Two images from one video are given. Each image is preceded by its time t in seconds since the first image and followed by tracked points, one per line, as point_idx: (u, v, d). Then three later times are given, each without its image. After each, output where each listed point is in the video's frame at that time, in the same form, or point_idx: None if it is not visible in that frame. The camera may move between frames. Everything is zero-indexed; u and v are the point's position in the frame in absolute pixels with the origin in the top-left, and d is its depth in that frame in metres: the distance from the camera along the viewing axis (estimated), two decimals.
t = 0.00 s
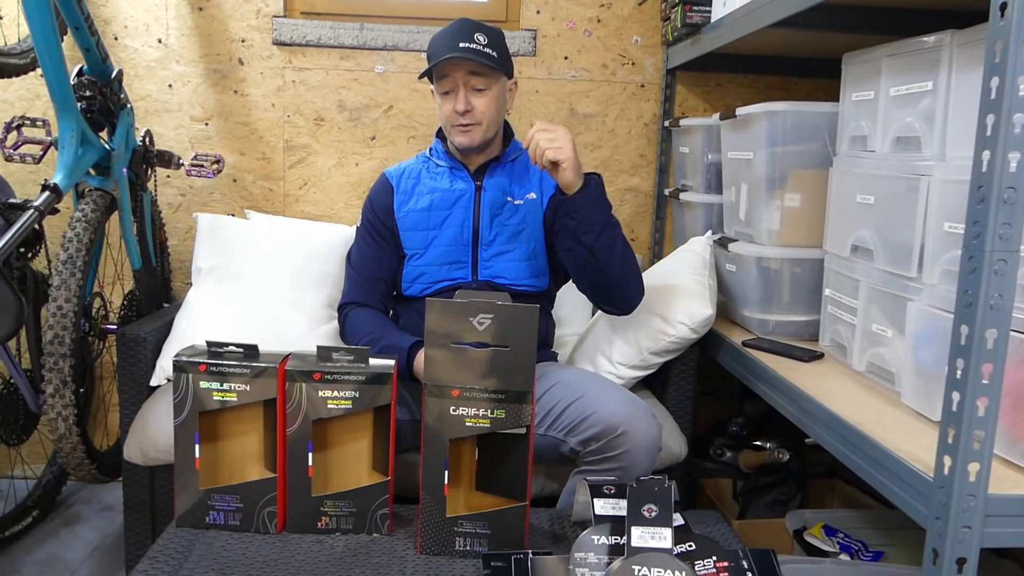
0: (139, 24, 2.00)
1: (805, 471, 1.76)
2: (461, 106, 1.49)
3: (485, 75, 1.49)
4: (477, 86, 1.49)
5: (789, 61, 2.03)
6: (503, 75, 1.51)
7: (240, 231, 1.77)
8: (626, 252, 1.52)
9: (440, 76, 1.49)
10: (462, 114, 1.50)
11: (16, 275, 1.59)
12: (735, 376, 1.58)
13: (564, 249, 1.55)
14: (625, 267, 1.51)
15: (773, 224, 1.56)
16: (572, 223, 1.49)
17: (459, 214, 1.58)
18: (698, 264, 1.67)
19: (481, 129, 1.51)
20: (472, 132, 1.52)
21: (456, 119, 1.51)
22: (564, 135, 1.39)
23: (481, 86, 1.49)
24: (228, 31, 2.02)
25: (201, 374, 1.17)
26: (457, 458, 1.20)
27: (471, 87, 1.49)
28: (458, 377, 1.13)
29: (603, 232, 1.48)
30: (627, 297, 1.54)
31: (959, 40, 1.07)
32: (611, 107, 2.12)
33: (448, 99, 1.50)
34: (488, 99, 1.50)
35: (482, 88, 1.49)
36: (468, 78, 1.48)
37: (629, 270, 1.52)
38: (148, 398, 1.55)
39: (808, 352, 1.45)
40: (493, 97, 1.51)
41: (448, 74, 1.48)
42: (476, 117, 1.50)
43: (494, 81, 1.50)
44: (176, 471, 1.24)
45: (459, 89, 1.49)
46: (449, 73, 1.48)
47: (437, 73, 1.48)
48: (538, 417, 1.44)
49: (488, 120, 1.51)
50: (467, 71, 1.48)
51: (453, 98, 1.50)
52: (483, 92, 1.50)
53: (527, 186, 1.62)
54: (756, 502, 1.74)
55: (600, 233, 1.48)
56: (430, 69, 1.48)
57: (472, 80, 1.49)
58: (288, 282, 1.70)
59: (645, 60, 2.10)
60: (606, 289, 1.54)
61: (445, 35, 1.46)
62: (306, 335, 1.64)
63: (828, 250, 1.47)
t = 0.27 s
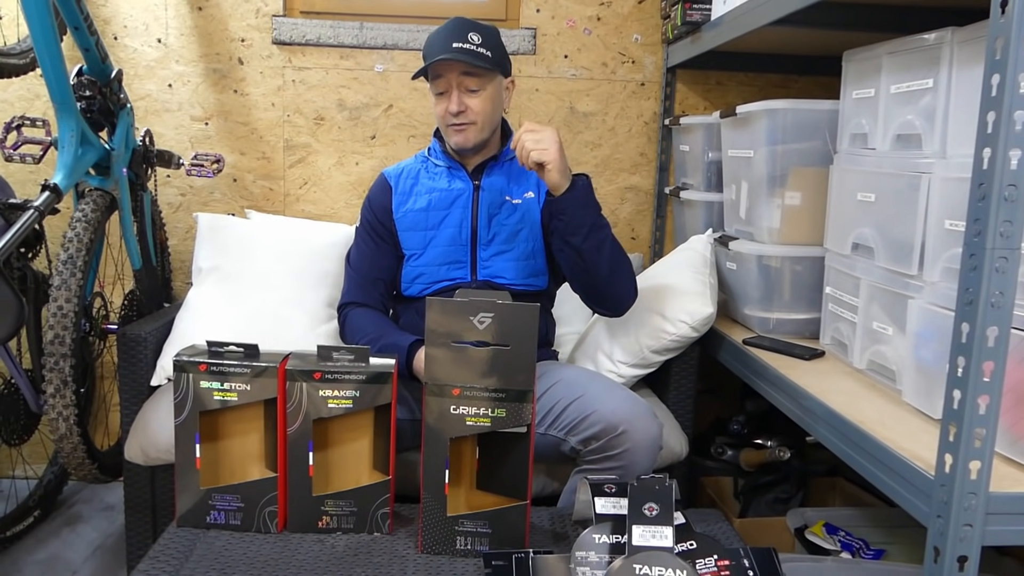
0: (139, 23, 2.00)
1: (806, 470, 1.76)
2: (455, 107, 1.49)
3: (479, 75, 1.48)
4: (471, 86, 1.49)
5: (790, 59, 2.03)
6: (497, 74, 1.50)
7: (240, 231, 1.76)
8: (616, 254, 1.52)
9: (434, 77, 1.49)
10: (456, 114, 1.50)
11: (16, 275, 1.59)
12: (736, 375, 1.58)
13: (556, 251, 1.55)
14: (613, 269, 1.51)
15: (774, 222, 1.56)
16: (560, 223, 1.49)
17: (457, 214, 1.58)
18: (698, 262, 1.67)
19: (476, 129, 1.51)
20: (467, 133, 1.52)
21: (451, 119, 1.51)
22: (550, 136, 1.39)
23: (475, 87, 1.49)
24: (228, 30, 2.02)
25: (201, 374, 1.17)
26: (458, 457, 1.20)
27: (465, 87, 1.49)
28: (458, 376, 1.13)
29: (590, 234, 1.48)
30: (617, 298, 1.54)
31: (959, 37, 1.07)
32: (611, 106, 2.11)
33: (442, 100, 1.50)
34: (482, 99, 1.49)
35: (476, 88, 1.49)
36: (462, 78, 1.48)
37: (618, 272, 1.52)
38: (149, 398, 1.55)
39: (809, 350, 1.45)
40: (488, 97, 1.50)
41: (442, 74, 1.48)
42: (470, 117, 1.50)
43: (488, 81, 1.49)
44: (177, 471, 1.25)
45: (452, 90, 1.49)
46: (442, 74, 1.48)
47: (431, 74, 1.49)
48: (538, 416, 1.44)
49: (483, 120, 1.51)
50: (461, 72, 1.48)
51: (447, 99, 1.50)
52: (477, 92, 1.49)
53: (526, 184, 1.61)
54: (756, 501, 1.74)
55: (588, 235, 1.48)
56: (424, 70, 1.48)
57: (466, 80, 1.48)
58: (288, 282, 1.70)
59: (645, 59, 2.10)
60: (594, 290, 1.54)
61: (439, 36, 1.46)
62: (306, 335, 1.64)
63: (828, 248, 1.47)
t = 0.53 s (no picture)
0: (138, 23, 2.00)
1: (807, 468, 1.76)
2: (457, 92, 1.48)
3: (485, 65, 1.49)
4: (476, 75, 1.49)
5: (790, 57, 2.03)
6: (503, 66, 1.50)
7: (240, 230, 1.76)
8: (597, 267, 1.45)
9: (440, 61, 1.50)
10: (458, 100, 1.49)
11: (16, 276, 1.59)
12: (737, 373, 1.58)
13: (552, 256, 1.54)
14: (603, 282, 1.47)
15: (774, 220, 1.56)
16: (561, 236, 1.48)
17: (459, 213, 1.57)
18: (700, 261, 1.67)
19: (475, 118, 1.50)
20: (466, 121, 1.50)
21: (452, 105, 1.49)
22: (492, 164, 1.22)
23: (480, 74, 1.49)
24: (227, 30, 2.02)
25: (201, 373, 1.17)
26: (459, 456, 1.20)
27: (470, 74, 1.49)
28: (458, 375, 1.13)
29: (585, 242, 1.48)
30: (595, 311, 1.49)
31: (960, 34, 1.07)
32: (611, 104, 2.11)
33: (445, 85, 1.50)
34: (485, 88, 1.49)
35: (481, 76, 1.49)
36: (466, 66, 1.48)
37: (591, 283, 1.43)
38: (149, 398, 1.55)
39: (810, 348, 1.45)
40: (491, 88, 1.50)
41: (449, 59, 1.49)
42: (471, 105, 1.49)
43: (494, 71, 1.50)
44: (177, 471, 1.25)
45: (457, 76, 1.49)
46: (449, 59, 1.49)
47: (437, 58, 1.50)
48: (539, 415, 1.44)
49: (484, 110, 1.50)
50: (467, 59, 1.48)
51: (451, 85, 1.49)
52: (481, 82, 1.49)
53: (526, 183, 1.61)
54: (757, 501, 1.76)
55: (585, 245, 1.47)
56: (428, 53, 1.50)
57: (471, 68, 1.49)
58: (288, 282, 1.70)
59: (645, 57, 2.09)
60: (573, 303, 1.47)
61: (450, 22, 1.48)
62: (307, 335, 1.64)
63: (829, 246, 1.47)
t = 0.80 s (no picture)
0: (136, 24, 2.00)
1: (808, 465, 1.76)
2: (480, 111, 1.49)
3: (504, 83, 1.50)
4: (495, 92, 1.51)
5: (788, 54, 2.03)
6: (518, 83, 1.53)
7: (240, 231, 1.76)
8: (584, 299, 1.46)
9: (458, 76, 1.48)
10: (479, 118, 1.49)
11: (16, 278, 1.59)
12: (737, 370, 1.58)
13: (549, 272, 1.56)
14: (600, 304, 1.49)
15: (774, 217, 1.56)
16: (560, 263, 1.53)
17: (456, 216, 1.59)
18: (699, 259, 1.67)
19: (493, 136, 1.52)
20: (484, 138, 1.51)
21: (471, 123, 1.50)
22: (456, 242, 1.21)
23: (498, 92, 1.51)
24: (225, 30, 2.02)
25: (201, 375, 1.17)
26: (460, 455, 1.20)
27: (489, 92, 1.50)
28: (459, 375, 1.13)
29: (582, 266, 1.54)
30: (577, 336, 1.49)
31: (958, 30, 1.07)
32: (610, 103, 2.11)
33: (463, 100, 1.50)
34: (503, 106, 1.51)
35: (499, 94, 1.51)
36: (487, 83, 1.49)
37: (574, 320, 1.44)
38: (150, 400, 1.55)
39: (810, 346, 1.45)
40: (507, 105, 1.52)
41: (469, 75, 1.48)
42: (491, 123, 1.50)
43: (510, 88, 1.52)
44: (178, 473, 1.25)
45: (477, 93, 1.49)
46: (469, 75, 1.48)
47: (456, 73, 1.48)
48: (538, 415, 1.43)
49: (501, 128, 1.52)
50: (489, 77, 1.49)
51: (471, 101, 1.49)
52: (500, 99, 1.51)
53: (524, 189, 1.61)
54: (759, 497, 1.74)
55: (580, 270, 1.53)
56: (454, 68, 1.46)
57: (491, 85, 1.50)
58: (288, 283, 1.70)
59: (643, 55, 2.09)
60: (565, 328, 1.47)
61: (469, 35, 1.46)
62: (307, 336, 1.64)
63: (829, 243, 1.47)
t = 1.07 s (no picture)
0: (135, 24, 2.00)
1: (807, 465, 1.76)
2: (485, 91, 1.50)
3: (509, 68, 1.53)
4: (500, 77, 1.53)
5: (787, 53, 2.03)
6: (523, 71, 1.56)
7: (239, 231, 1.76)
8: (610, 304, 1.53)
9: (464, 60, 1.52)
10: (483, 99, 1.50)
11: (15, 279, 1.58)
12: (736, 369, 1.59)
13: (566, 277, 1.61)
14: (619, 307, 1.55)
15: (773, 216, 1.56)
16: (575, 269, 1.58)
17: (459, 213, 1.59)
18: (698, 257, 1.67)
19: (497, 118, 1.52)
20: (487, 120, 1.52)
21: (474, 103, 1.51)
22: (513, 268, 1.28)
23: (503, 77, 1.53)
24: (224, 30, 2.02)
25: (201, 375, 1.18)
26: (459, 455, 1.20)
27: (495, 76, 1.52)
28: (459, 375, 1.13)
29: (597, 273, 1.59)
30: (605, 339, 1.57)
31: (956, 29, 1.07)
32: (609, 102, 2.11)
33: (468, 83, 1.51)
34: (508, 91, 1.53)
35: (504, 79, 1.53)
36: (492, 67, 1.52)
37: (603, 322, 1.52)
38: (149, 400, 1.55)
39: (809, 345, 1.45)
40: (513, 91, 1.54)
41: (473, 58, 1.51)
42: (494, 105, 1.51)
43: (515, 75, 1.55)
44: (178, 473, 1.25)
45: (482, 76, 1.51)
46: (474, 58, 1.51)
47: (460, 56, 1.51)
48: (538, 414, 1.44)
49: (505, 111, 1.53)
50: (494, 60, 1.52)
51: (475, 84, 1.51)
52: (504, 84, 1.53)
53: (527, 188, 1.62)
54: (759, 495, 1.74)
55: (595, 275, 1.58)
56: (457, 50, 1.50)
57: (496, 69, 1.52)
58: (288, 283, 1.70)
59: (642, 54, 2.09)
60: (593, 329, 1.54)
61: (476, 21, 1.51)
62: (307, 335, 1.64)
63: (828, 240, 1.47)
